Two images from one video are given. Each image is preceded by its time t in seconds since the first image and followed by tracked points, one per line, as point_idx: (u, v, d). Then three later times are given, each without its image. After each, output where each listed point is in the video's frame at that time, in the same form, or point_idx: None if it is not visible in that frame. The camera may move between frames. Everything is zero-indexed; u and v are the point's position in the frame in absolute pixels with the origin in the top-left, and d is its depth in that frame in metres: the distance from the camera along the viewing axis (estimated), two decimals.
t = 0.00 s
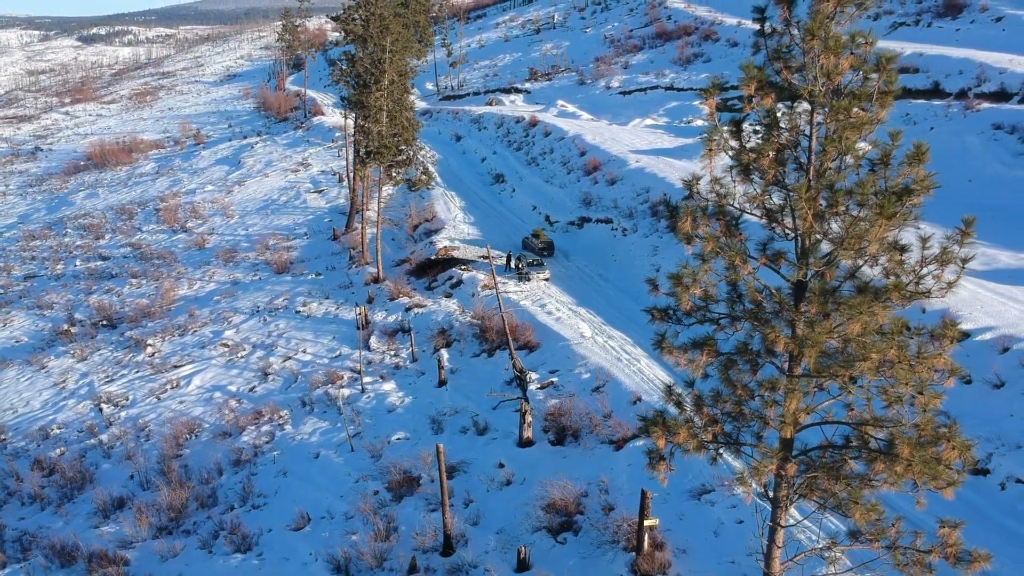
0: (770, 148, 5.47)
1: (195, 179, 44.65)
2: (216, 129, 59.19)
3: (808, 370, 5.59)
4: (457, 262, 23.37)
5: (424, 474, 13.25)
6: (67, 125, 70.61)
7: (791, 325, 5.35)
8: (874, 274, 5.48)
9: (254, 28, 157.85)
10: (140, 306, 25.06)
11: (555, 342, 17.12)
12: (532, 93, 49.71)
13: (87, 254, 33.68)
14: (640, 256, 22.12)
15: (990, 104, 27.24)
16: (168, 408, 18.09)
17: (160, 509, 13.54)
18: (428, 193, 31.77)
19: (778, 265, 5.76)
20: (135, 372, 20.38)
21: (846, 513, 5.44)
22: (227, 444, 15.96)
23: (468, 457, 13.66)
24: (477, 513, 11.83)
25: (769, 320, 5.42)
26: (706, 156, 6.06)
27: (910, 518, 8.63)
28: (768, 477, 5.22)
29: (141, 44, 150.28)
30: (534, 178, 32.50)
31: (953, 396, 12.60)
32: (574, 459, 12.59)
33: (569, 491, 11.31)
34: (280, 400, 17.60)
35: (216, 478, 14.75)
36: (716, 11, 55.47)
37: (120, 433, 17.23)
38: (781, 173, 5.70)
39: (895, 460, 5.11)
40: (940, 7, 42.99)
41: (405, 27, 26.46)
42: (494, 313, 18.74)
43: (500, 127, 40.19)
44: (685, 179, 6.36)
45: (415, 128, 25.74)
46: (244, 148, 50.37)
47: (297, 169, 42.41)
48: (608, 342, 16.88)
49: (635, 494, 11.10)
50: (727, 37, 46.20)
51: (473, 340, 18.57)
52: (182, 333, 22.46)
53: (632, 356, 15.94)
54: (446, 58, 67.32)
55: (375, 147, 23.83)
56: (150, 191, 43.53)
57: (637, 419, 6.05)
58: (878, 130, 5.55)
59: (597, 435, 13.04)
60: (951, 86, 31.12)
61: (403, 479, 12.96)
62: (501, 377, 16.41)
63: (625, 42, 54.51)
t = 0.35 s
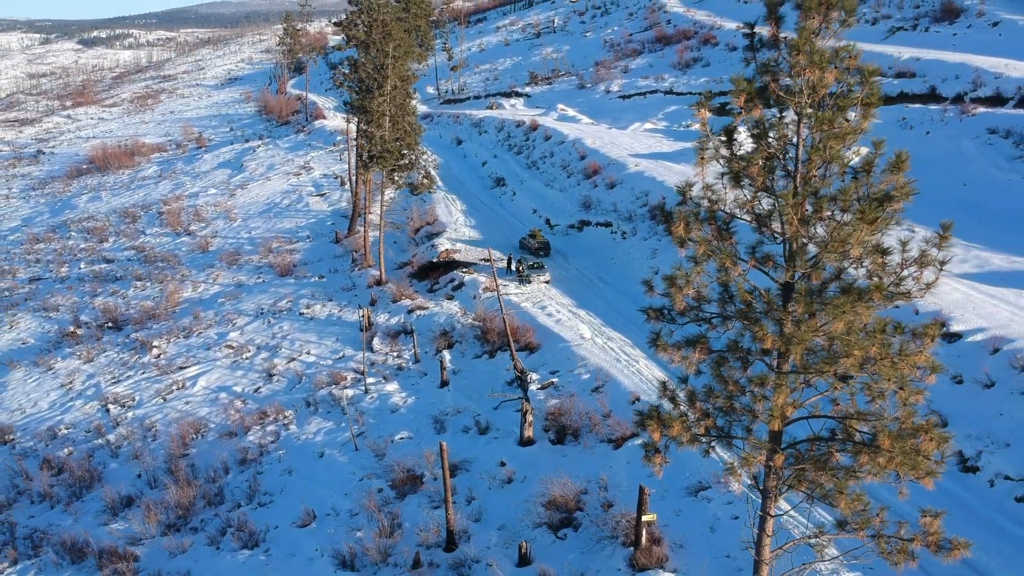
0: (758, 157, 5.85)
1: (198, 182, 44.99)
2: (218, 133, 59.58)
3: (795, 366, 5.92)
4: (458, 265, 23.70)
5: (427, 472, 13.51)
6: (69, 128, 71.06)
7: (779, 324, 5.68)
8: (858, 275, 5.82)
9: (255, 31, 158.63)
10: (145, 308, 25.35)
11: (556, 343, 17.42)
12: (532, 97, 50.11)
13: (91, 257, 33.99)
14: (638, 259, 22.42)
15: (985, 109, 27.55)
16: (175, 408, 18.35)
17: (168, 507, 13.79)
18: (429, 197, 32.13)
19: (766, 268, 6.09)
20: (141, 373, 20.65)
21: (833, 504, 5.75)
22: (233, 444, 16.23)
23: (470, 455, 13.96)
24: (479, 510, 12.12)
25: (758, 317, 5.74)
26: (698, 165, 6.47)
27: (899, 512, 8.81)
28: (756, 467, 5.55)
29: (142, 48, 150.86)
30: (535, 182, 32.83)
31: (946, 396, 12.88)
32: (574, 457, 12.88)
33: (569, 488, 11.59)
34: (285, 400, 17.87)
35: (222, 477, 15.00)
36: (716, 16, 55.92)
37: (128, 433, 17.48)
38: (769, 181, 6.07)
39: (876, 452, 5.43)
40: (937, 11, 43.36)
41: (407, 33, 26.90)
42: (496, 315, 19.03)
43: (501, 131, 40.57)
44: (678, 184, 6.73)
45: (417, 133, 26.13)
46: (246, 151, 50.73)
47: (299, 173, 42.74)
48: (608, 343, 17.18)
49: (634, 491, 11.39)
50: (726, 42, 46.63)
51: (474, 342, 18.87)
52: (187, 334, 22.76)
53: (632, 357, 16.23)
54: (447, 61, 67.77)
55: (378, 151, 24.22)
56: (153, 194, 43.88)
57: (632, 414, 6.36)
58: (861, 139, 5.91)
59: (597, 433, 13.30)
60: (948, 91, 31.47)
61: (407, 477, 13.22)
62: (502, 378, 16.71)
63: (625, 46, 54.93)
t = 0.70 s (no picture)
0: (747, 173, 6.24)
1: (201, 193, 45.46)
2: (220, 143, 60.16)
3: (783, 369, 6.27)
4: (460, 274, 24.10)
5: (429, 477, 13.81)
6: (71, 139, 71.66)
7: (766, 330, 6.04)
8: (842, 283, 6.16)
9: (256, 41, 160.00)
10: (150, 317, 25.69)
11: (556, 351, 17.77)
12: (532, 108, 50.79)
13: (96, 266, 34.37)
14: (637, 269, 22.81)
15: (980, 120, 28.04)
16: (181, 415, 18.65)
17: (176, 512, 14.08)
18: (431, 207, 32.58)
19: (756, 277, 6.46)
20: (148, 381, 20.95)
21: (818, 500, 6.09)
22: (239, 449, 16.53)
23: (472, 460, 14.27)
24: (481, 513, 12.43)
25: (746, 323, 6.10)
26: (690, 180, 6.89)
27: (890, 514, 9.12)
28: (745, 464, 5.90)
29: (143, 58, 151.98)
30: (535, 192, 33.28)
31: (937, 402, 13.22)
32: (574, 462, 13.20)
33: (569, 491, 11.91)
34: (290, 407, 18.18)
35: (229, 482, 15.28)
36: (714, 27, 56.77)
37: (135, 439, 17.76)
38: (757, 194, 6.45)
39: (859, 450, 5.78)
40: (932, 24, 44.08)
41: (408, 44, 27.37)
42: (496, 324, 19.38)
43: (501, 142, 41.12)
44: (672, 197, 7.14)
45: (419, 144, 26.61)
46: (248, 162, 51.27)
47: (302, 183, 43.21)
48: (607, 350, 17.54)
49: (632, 495, 11.71)
50: (723, 54, 47.33)
51: (476, 349, 19.23)
52: (192, 342, 23.09)
53: (630, 364, 16.56)
54: (448, 73, 68.58)
55: (381, 162, 24.71)
56: (156, 204, 44.34)
57: (629, 415, 6.73)
58: (843, 155, 6.29)
59: (596, 439, 13.64)
60: (943, 102, 32.02)
61: (411, 482, 13.52)
62: (503, 385, 17.03)
63: (625, 58, 55.68)
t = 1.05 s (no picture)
0: (736, 187, 6.59)
1: (204, 201, 45.90)
2: (222, 152, 60.70)
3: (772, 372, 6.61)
4: (461, 281, 24.46)
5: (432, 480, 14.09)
6: (74, 147, 72.20)
7: (756, 334, 6.37)
8: (828, 290, 6.50)
9: (257, 49, 161.12)
10: (155, 324, 26.03)
11: (556, 357, 18.10)
12: (532, 117, 51.36)
13: (100, 274, 34.72)
14: (636, 276, 23.17)
15: (975, 129, 28.48)
16: (187, 420, 18.94)
17: (182, 515, 14.34)
18: (432, 216, 33.01)
19: (746, 284, 6.81)
20: (153, 387, 21.25)
21: (806, 496, 6.40)
22: (245, 454, 16.81)
23: (475, 464, 14.57)
24: (483, 516, 12.70)
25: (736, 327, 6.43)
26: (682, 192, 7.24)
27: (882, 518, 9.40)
28: (735, 461, 6.23)
29: (144, 66, 152.99)
30: (535, 201, 33.68)
31: (929, 407, 13.53)
32: (573, 466, 13.50)
33: (568, 494, 12.20)
34: (294, 412, 18.47)
35: (235, 485, 15.54)
36: (713, 37, 57.45)
37: (141, 444, 18.04)
38: (746, 205, 6.81)
39: (844, 448, 6.09)
40: (929, 34, 44.68)
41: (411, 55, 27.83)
42: (497, 330, 19.72)
43: (502, 151, 41.59)
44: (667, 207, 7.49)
45: (421, 153, 27.07)
46: (250, 170, 51.75)
47: (304, 192, 43.64)
48: (606, 356, 17.87)
49: (630, 497, 12.01)
50: (722, 63, 47.90)
51: (477, 356, 19.55)
52: (197, 349, 23.41)
53: (629, 370, 16.87)
54: (449, 82, 69.27)
55: (384, 172, 25.15)
56: (159, 212, 44.76)
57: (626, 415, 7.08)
58: (828, 169, 6.65)
59: (595, 443, 13.94)
60: (938, 112, 32.50)
61: (413, 485, 13.80)
62: (505, 391, 17.34)
63: (624, 67, 56.30)
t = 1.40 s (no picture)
0: (726, 200, 7.02)
1: (207, 209, 46.36)
2: (224, 160, 61.23)
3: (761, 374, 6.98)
4: (462, 288, 24.84)
5: (435, 483, 14.41)
6: (76, 155, 72.74)
7: (744, 339, 6.77)
8: (814, 296, 6.87)
9: (258, 58, 162.38)
10: (160, 331, 26.38)
11: (557, 363, 18.45)
12: (532, 125, 51.96)
13: (105, 281, 35.10)
14: (634, 284, 23.57)
15: (969, 139, 28.95)
16: (193, 425, 19.26)
17: (190, 518, 14.65)
18: (433, 224, 33.46)
19: (736, 291, 7.19)
20: (160, 393, 21.58)
21: (794, 493, 6.75)
22: (251, 458, 17.13)
23: (476, 467, 14.90)
24: (485, 517, 13.03)
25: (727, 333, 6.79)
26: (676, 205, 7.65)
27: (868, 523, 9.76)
28: (725, 458, 6.62)
29: (144, 74, 153.95)
30: (535, 209, 34.15)
31: (920, 411, 13.86)
32: (573, 469, 13.83)
33: (568, 496, 12.52)
34: (299, 417, 18.80)
35: (241, 489, 15.85)
36: (711, 47, 58.18)
37: (149, 449, 18.36)
38: (736, 217, 7.21)
39: (829, 447, 6.47)
40: (926, 43, 45.33)
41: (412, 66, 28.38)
42: (498, 337, 20.13)
43: (502, 160, 42.10)
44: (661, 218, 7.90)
45: (422, 162, 27.49)
46: (253, 179, 52.24)
47: (306, 200, 44.08)
48: (605, 362, 18.24)
49: (629, 499, 12.34)
50: (720, 72, 48.52)
51: (479, 361, 19.92)
52: (202, 355, 23.77)
53: (627, 376, 17.21)
54: (450, 91, 70.01)
55: (387, 181, 25.59)
56: (162, 220, 45.21)
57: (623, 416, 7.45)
58: (813, 182, 7.04)
59: (594, 447, 14.27)
60: (934, 121, 33.00)
61: (417, 488, 14.13)
62: (506, 396, 17.68)
63: (623, 76, 56.96)
